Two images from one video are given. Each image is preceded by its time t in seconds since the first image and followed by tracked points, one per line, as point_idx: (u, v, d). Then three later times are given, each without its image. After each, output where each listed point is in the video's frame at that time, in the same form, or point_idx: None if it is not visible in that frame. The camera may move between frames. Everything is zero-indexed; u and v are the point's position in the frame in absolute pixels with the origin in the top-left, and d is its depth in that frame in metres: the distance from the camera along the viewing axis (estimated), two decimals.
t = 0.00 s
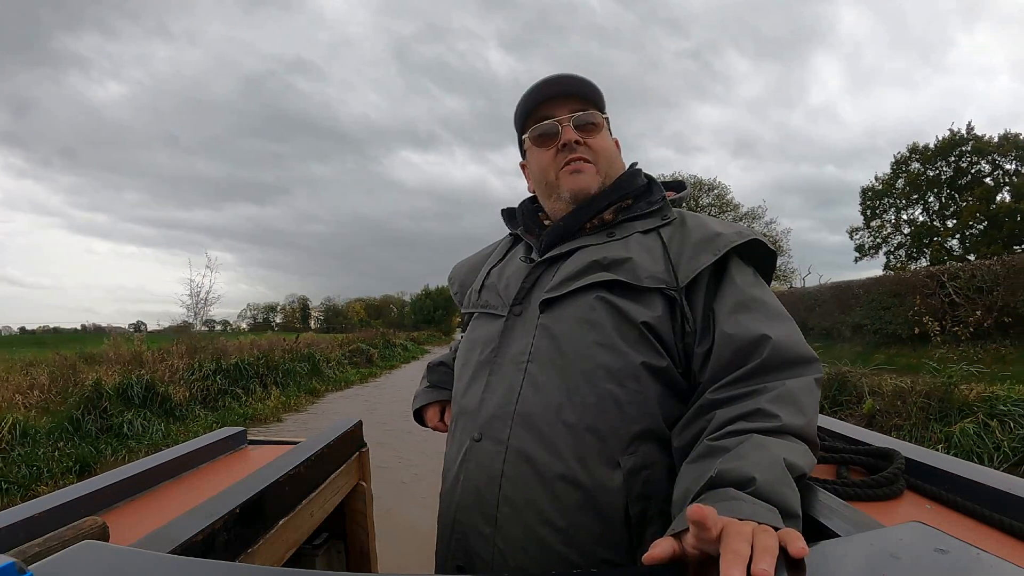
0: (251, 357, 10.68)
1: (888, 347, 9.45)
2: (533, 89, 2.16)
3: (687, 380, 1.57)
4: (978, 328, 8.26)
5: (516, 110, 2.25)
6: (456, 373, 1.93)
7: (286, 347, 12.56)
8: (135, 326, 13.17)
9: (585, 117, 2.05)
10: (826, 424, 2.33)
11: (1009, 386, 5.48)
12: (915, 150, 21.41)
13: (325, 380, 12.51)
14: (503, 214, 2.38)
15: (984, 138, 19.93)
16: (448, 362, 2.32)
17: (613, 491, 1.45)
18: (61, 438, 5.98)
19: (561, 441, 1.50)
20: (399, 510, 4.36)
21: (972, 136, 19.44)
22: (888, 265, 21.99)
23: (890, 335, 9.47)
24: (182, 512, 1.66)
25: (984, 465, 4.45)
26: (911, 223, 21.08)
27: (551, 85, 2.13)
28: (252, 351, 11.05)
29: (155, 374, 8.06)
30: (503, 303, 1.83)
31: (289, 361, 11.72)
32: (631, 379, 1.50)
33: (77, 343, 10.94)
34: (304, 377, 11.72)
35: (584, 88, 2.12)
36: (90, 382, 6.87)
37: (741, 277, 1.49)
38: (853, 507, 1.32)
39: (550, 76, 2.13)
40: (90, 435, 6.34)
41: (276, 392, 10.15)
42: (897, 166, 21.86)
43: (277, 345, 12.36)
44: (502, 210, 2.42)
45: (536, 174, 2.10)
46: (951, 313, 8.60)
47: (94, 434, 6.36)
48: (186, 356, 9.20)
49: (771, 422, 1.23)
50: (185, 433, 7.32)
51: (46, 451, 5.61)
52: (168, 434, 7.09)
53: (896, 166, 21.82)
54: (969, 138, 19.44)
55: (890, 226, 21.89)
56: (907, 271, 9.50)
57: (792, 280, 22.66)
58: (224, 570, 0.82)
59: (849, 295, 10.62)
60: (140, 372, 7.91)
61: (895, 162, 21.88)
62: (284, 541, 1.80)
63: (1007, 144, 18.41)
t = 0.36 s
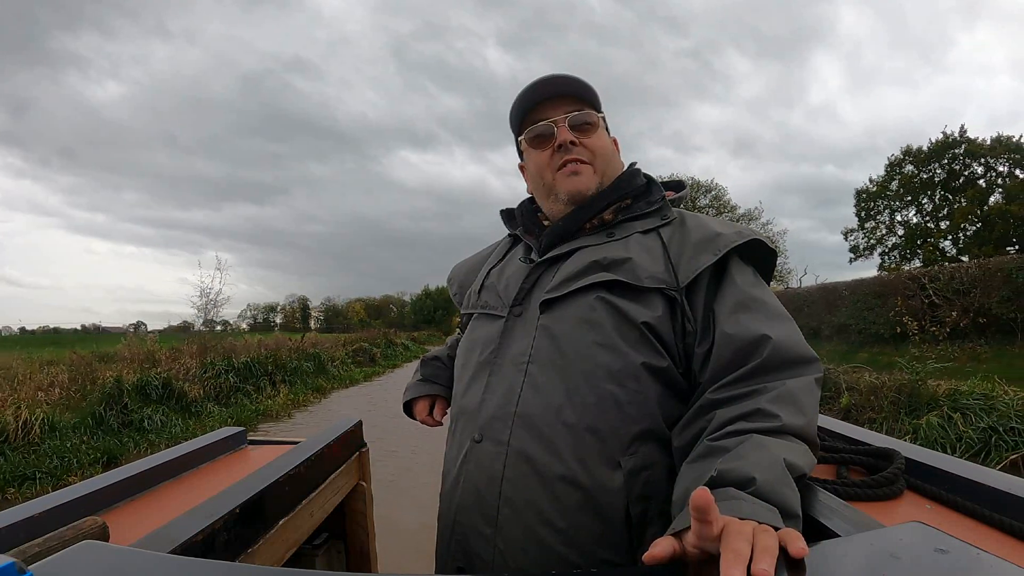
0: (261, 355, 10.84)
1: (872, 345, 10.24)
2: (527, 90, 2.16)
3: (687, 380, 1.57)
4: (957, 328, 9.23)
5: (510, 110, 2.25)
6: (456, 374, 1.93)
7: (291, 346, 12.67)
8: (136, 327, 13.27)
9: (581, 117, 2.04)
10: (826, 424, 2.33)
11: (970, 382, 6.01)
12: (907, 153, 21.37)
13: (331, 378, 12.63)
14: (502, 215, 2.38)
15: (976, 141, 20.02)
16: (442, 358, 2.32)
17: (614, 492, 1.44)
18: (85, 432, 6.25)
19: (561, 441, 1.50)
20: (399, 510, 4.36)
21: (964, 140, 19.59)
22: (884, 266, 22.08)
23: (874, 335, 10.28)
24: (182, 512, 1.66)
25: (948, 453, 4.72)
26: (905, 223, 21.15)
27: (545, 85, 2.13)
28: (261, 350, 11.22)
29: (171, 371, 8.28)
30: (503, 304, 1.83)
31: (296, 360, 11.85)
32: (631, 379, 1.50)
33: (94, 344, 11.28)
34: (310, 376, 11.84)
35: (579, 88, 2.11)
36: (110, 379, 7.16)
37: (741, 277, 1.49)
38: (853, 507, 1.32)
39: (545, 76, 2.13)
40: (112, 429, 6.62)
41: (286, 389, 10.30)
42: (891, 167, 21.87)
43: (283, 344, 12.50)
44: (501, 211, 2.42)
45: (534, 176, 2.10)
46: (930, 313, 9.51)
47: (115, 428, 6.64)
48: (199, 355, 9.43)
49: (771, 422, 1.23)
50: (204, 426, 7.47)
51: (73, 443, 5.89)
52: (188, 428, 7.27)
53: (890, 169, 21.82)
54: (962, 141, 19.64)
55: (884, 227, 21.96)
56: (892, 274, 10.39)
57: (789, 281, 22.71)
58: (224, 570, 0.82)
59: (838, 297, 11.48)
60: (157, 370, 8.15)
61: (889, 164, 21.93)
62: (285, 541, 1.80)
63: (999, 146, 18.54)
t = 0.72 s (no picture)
0: (268, 355, 11.05)
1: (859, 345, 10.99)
2: (525, 91, 2.16)
3: (687, 381, 1.57)
4: (938, 328, 9.80)
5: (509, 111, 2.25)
6: (456, 375, 1.93)
7: (297, 345, 12.80)
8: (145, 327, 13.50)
9: (579, 118, 2.04)
10: (826, 424, 2.34)
11: (943, 379, 6.45)
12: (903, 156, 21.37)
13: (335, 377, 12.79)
14: (502, 216, 2.38)
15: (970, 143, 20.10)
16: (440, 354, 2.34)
17: (614, 492, 1.45)
18: (105, 427, 6.55)
19: (561, 441, 1.50)
20: (400, 509, 4.39)
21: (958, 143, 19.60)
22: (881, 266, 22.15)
23: (861, 335, 11.01)
24: (182, 512, 1.66)
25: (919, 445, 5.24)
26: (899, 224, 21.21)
27: (545, 85, 2.13)
28: (268, 349, 11.45)
29: (184, 370, 8.57)
30: (502, 305, 1.83)
31: (301, 359, 11.99)
32: (631, 380, 1.50)
33: (109, 343, 11.67)
34: (314, 375, 11.97)
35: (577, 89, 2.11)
36: (128, 377, 7.46)
37: (740, 277, 1.49)
38: (853, 508, 1.32)
39: (544, 77, 2.13)
40: (131, 424, 6.92)
41: (293, 388, 10.51)
42: (886, 169, 21.88)
43: (289, 343, 12.65)
44: (501, 212, 2.41)
45: (532, 176, 2.10)
46: (913, 313, 10.18)
47: (134, 422, 6.95)
48: (208, 355, 9.57)
49: (771, 422, 1.23)
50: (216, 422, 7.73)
51: (96, 437, 6.19)
52: (201, 424, 7.56)
53: (885, 171, 21.82)
54: (956, 144, 19.69)
55: (879, 229, 21.98)
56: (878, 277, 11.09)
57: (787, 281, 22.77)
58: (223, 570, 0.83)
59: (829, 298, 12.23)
60: (171, 368, 8.45)
61: (883, 166, 21.97)
62: (284, 541, 1.80)
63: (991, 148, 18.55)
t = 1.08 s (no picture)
0: (277, 353, 11.16)
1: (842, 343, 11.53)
2: (511, 95, 2.16)
3: (687, 381, 1.57)
4: (918, 329, 10.25)
5: (499, 115, 2.25)
6: (456, 376, 1.93)
7: (304, 344, 12.90)
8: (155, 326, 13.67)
9: (566, 120, 2.02)
10: (826, 424, 2.33)
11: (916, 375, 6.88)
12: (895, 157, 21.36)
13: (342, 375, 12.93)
14: (500, 216, 2.37)
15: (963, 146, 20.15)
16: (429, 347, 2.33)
17: (614, 492, 1.45)
18: (126, 422, 6.75)
19: (561, 442, 1.50)
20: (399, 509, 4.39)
21: (950, 144, 19.54)
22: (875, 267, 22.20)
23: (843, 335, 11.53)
24: (182, 512, 1.66)
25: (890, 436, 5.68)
26: (894, 225, 21.27)
27: (531, 89, 2.12)
28: (277, 347, 11.58)
29: (200, 367, 8.72)
30: (502, 306, 1.82)
31: (307, 358, 12.09)
32: (631, 380, 1.50)
33: (123, 343, 11.86)
34: (320, 374, 12.06)
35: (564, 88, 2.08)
36: (145, 374, 7.65)
37: (740, 276, 1.49)
38: (853, 507, 1.32)
39: (529, 80, 2.11)
40: (150, 419, 7.14)
41: (300, 385, 10.62)
42: (880, 172, 21.86)
43: (295, 342, 12.76)
44: (500, 213, 2.41)
45: (524, 180, 2.12)
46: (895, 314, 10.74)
47: (153, 417, 7.15)
48: (217, 353, 9.53)
49: (771, 422, 1.23)
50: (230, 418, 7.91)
51: (120, 432, 6.45)
52: (217, 421, 7.75)
53: (879, 173, 21.87)
54: (948, 146, 19.61)
55: (873, 231, 21.90)
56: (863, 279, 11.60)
57: (785, 282, 22.82)
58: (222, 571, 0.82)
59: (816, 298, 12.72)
60: (187, 366, 8.59)
61: (878, 168, 21.98)
62: (284, 541, 1.80)
63: (984, 150, 18.63)
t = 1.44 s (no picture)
0: (285, 351, 11.25)
1: (828, 343, 12.02)
2: (510, 94, 2.16)
3: (687, 381, 1.57)
4: (899, 328, 10.96)
5: (499, 114, 2.26)
6: (456, 376, 1.93)
7: (309, 343, 12.98)
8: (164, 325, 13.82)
9: (565, 120, 2.02)
10: (826, 423, 2.34)
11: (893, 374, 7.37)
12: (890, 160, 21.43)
13: (347, 373, 13.04)
14: (500, 217, 2.37)
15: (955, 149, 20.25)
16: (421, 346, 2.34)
17: (614, 493, 1.45)
18: (146, 417, 6.87)
19: (561, 442, 1.50)
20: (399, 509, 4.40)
21: (944, 148, 19.68)
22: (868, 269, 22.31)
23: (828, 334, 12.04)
24: (182, 512, 1.66)
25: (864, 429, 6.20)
26: (888, 226, 21.36)
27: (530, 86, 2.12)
28: (283, 346, 11.67)
29: (213, 365, 8.85)
30: (502, 307, 1.82)
31: (313, 357, 12.18)
32: (631, 381, 1.50)
33: (132, 343, 11.98)
34: (325, 372, 12.15)
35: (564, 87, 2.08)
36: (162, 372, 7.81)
37: (739, 276, 1.49)
38: (853, 507, 1.32)
39: (529, 79, 2.11)
40: (168, 414, 7.28)
41: (305, 384, 10.71)
42: (874, 175, 21.89)
43: (301, 340, 12.84)
44: (499, 213, 2.41)
45: (523, 179, 2.12)
46: (879, 315, 11.24)
47: (171, 413, 7.30)
48: (227, 352, 9.61)
49: (771, 422, 1.23)
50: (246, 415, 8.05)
51: (143, 426, 6.61)
52: (233, 417, 7.88)
53: (873, 176, 21.95)
54: (942, 149, 19.74)
55: (867, 233, 21.92)
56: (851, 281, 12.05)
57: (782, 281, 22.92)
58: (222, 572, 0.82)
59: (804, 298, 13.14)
60: (201, 364, 8.73)
61: (872, 171, 22.09)
62: (284, 542, 1.80)
63: (977, 153, 18.74)
